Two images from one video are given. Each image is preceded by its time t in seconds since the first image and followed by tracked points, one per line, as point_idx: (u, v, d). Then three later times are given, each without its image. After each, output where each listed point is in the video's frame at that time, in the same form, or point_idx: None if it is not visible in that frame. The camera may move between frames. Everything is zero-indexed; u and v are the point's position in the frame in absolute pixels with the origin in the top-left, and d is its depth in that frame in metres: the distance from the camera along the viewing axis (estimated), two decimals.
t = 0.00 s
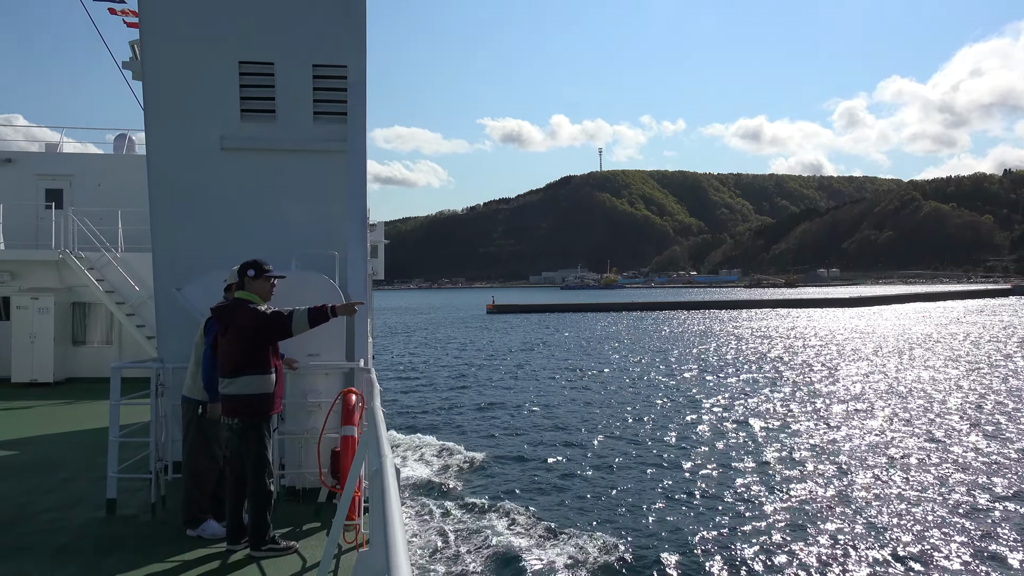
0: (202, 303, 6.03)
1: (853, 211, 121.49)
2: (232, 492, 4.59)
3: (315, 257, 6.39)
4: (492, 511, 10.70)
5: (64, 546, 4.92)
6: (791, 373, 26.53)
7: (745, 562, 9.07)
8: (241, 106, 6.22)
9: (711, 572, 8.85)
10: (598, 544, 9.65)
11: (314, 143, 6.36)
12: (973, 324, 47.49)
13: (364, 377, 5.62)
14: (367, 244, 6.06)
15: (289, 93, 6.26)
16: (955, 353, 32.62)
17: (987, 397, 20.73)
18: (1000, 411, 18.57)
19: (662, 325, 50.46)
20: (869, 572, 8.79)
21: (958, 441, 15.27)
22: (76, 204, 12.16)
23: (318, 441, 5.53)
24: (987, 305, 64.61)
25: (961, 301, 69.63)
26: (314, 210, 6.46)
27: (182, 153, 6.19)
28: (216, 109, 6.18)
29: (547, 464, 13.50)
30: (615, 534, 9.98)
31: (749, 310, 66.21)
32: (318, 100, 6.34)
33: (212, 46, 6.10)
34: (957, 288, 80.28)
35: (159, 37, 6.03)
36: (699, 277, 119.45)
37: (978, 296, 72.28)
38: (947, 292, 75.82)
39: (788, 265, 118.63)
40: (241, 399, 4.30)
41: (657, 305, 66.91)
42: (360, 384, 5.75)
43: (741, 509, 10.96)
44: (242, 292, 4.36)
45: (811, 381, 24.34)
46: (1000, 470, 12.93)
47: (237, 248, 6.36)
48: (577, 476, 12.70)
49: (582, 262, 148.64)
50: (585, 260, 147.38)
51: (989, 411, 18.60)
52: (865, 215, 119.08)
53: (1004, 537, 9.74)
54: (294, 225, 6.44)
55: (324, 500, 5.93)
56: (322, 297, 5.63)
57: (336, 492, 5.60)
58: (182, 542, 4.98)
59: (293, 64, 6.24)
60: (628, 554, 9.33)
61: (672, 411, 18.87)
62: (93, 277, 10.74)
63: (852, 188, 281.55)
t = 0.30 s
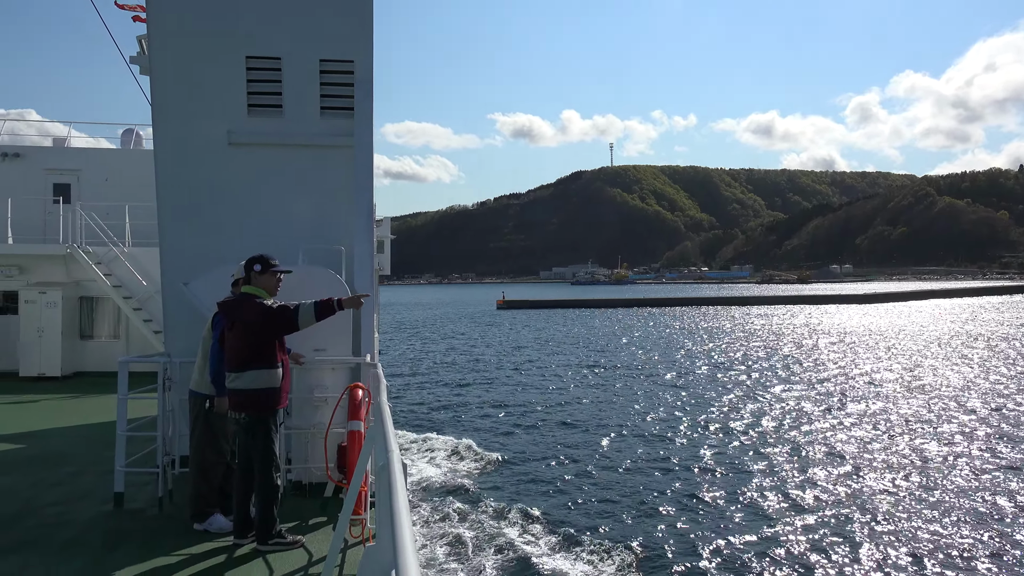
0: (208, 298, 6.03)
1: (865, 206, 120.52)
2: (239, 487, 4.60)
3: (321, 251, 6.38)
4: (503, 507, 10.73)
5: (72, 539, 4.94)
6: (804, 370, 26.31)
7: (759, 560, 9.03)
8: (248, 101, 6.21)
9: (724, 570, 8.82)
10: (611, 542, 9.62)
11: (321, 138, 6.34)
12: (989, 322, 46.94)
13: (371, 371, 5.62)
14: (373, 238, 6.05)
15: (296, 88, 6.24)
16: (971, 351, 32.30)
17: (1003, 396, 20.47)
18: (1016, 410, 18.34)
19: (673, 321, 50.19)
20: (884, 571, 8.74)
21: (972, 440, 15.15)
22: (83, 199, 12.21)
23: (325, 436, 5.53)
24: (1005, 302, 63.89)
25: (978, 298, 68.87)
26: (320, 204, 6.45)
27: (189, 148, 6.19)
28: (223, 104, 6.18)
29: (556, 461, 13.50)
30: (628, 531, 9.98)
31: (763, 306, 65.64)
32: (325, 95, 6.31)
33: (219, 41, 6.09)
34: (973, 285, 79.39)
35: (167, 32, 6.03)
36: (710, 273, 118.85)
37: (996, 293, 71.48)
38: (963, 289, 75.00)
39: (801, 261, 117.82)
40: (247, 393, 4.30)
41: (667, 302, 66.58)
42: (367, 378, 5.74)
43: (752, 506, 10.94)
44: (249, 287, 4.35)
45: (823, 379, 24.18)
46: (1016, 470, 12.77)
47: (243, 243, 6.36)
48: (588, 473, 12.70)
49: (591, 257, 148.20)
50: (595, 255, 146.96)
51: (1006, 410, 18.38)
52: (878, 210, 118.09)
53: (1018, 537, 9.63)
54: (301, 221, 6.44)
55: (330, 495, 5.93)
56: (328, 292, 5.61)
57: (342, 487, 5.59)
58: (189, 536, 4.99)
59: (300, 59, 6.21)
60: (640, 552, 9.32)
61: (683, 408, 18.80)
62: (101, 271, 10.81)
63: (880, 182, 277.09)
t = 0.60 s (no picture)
0: (212, 296, 6.04)
1: (875, 203, 119.87)
2: (242, 485, 4.59)
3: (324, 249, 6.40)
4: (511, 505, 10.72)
5: (78, 536, 4.97)
6: (813, 368, 26.20)
7: (771, 558, 9.02)
8: (252, 100, 6.20)
9: (736, 568, 8.81)
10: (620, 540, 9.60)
11: (324, 137, 6.35)
12: (1003, 319, 46.58)
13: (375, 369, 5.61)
14: (377, 237, 6.04)
15: (300, 86, 6.24)
16: (983, 348, 32.08)
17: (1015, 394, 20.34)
18: None
19: (683, 319, 50.06)
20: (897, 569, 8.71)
21: (983, 438, 15.07)
22: (88, 198, 12.26)
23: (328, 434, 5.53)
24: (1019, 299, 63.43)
25: (992, 295, 68.41)
26: (324, 204, 6.46)
27: (193, 147, 6.18)
28: (226, 103, 6.18)
29: (565, 459, 13.50)
30: (633, 529, 9.95)
31: (774, 304, 65.44)
32: (329, 93, 6.31)
33: (223, 39, 6.09)
34: (987, 282, 78.78)
35: (170, 30, 6.00)
36: (719, 271, 118.43)
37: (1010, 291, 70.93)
38: (977, 286, 74.46)
39: (810, 258, 117.22)
40: (251, 391, 4.30)
41: (677, 299, 66.36)
42: (370, 377, 5.74)
43: (761, 505, 10.87)
44: (252, 285, 4.35)
45: (833, 377, 24.09)
46: None
47: (246, 241, 6.37)
48: (595, 472, 12.69)
49: (600, 255, 147.90)
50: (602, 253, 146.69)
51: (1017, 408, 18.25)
52: (888, 207, 117.44)
53: None
54: (305, 220, 6.45)
55: (334, 493, 5.94)
56: (331, 291, 5.62)
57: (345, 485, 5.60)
58: (194, 533, 5.01)
59: (303, 57, 6.21)
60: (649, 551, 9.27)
61: (691, 406, 18.76)
62: (105, 270, 10.87)
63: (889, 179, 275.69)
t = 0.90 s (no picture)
0: (212, 296, 6.04)
1: (881, 199, 119.42)
2: (243, 485, 4.60)
3: (325, 248, 6.39)
4: (519, 502, 10.73)
5: (80, 536, 4.99)
6: (821, 366, 26.09)
7: (782, 555, 9.00)
8: (252, 99, 6.20)
9: (745, 566, 8.78)
10: (629, 539, 9.60)
11: (324, 136, 6.34)
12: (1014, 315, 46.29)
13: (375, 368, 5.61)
14: (378, 236, 6.02)
15: (299, 86, 6.24)
16: (996, 345, 31.84)
17: None
18: None
19: (689, 317, 49.91)
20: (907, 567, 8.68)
21: (994, 435, 14.97)
22: (88, 198, 12.27)
23: (329, 433, 5.53)
24: None
25: (1002, 290, 67.98)
26: (324, 203, 6.46)
27: (194, 146, 6.18)
28: (226, 103, 6.18)
29: (573, 457, 13.49)
30: (641, 527, 9.97)
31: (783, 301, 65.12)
32: (328, 93, 6.30)
33: (222, 39, 6.10)
34: (997, 278, 78.31)
35: (170, 29, 6.00)
36: (725, 268, 118.12)
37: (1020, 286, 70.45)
38: (988, 281, 73.96)
39: (816, 254, 116.86)
40: (252, 391, 4.30)
41: (683, 297, 66.13)
42: (371, 376, 5.74)
43: (770, 501, 10.88)
44: (253, 285, 4.36)
45: (842, 374, 23.97)
46: None
47: (247, 239, 6.37)
48: (602, 470, 12.69)
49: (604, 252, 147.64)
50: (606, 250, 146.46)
51: None
52: (894, 203, 116.95)
53: None
54: (305, 219, 6.44)
55: (336, 492, 5.94)
56: (332, 290, 5.62)
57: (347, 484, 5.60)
58: (195, 533, 5.02)
59: (303, 56, 6.22)
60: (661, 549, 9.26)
61: (698, 404, 18.71)
62: (106, 270, 10.89)
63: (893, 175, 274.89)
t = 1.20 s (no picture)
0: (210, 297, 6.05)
1: (885, 197, 119.17)
2: (242, 486, 4.60)
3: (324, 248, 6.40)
4: (519, 499, 10.73)
5: (79, 537, 4.99)
6: (825, 365, 26.02)
7: (782, 551, 9.01)
8: (250, 100, 6.20)
9: (750, 562, 8.77)
10: (627, 537, 9.56)
11: (322, 136, 6.34)
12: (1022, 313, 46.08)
13: (374, 369, 5.61)
14: (376, 237, 6.01)
15: (297, 86, 6.23)
16: (1004, 345, 31.64)
17: None
18: None
19: (692, 316, 49.82)
20: (911, 564, 8.68)
21: (1000, 434, 14.91)
22: (87, 198, 12.27)
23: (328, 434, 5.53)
24: None
25: (1010, 288, 67.68)
26: (322, 204, 6.46)
27: (192, 147, 6.18)
28: (224, 103, 6.17)
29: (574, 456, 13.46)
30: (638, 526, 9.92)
31: (790, 300, 64.85)
32: (326, 93, 6.30)
33: (220, 39, 6.09)
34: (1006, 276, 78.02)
35: (168, 30, 6.00)
36: (729, 266, 117.97)
37: None
38: (996, 279, 73.72)
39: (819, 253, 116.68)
40: (250, 392, 4.30)
41: (688, 296, 66.03)
42: (369, 377, 5.73)
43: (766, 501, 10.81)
44: (253, 285, 4.36)
45: (847, 374, 23.89)
46: None
47: (244, 240, 6.36)
48: (607, 467, 12.64)
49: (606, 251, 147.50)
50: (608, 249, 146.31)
51: None
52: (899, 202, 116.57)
53: None
54: (303, 219, 6.44)
55: (334, 493, 5.95)
56: (330, 291, 5.61)
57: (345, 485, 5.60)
58: (194, 534, 5.02)
59: (301, 56, 6.21)
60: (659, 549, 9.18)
61: (701, 404, 18.68)
62: (105, 271, 10.89)
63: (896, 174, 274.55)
